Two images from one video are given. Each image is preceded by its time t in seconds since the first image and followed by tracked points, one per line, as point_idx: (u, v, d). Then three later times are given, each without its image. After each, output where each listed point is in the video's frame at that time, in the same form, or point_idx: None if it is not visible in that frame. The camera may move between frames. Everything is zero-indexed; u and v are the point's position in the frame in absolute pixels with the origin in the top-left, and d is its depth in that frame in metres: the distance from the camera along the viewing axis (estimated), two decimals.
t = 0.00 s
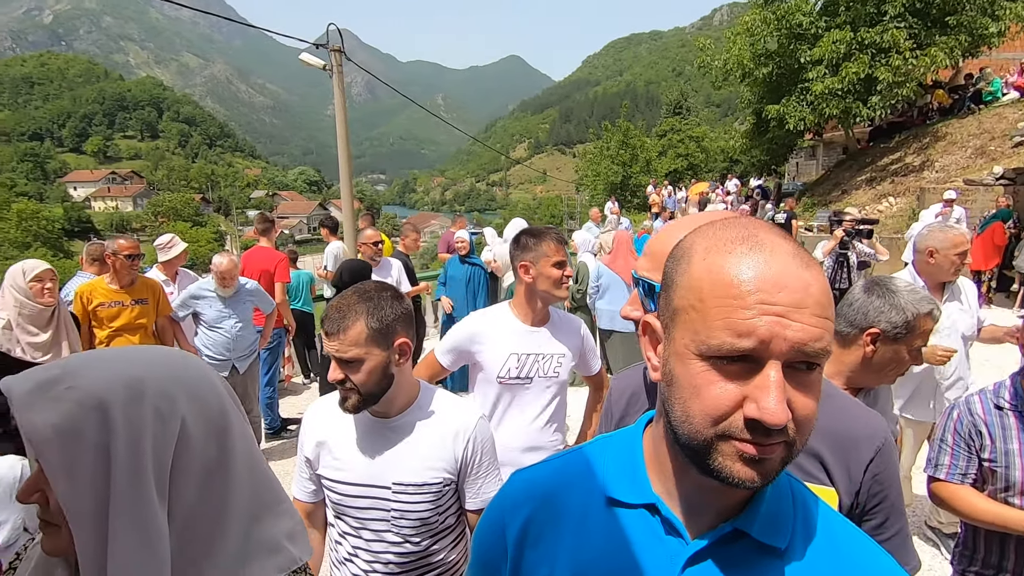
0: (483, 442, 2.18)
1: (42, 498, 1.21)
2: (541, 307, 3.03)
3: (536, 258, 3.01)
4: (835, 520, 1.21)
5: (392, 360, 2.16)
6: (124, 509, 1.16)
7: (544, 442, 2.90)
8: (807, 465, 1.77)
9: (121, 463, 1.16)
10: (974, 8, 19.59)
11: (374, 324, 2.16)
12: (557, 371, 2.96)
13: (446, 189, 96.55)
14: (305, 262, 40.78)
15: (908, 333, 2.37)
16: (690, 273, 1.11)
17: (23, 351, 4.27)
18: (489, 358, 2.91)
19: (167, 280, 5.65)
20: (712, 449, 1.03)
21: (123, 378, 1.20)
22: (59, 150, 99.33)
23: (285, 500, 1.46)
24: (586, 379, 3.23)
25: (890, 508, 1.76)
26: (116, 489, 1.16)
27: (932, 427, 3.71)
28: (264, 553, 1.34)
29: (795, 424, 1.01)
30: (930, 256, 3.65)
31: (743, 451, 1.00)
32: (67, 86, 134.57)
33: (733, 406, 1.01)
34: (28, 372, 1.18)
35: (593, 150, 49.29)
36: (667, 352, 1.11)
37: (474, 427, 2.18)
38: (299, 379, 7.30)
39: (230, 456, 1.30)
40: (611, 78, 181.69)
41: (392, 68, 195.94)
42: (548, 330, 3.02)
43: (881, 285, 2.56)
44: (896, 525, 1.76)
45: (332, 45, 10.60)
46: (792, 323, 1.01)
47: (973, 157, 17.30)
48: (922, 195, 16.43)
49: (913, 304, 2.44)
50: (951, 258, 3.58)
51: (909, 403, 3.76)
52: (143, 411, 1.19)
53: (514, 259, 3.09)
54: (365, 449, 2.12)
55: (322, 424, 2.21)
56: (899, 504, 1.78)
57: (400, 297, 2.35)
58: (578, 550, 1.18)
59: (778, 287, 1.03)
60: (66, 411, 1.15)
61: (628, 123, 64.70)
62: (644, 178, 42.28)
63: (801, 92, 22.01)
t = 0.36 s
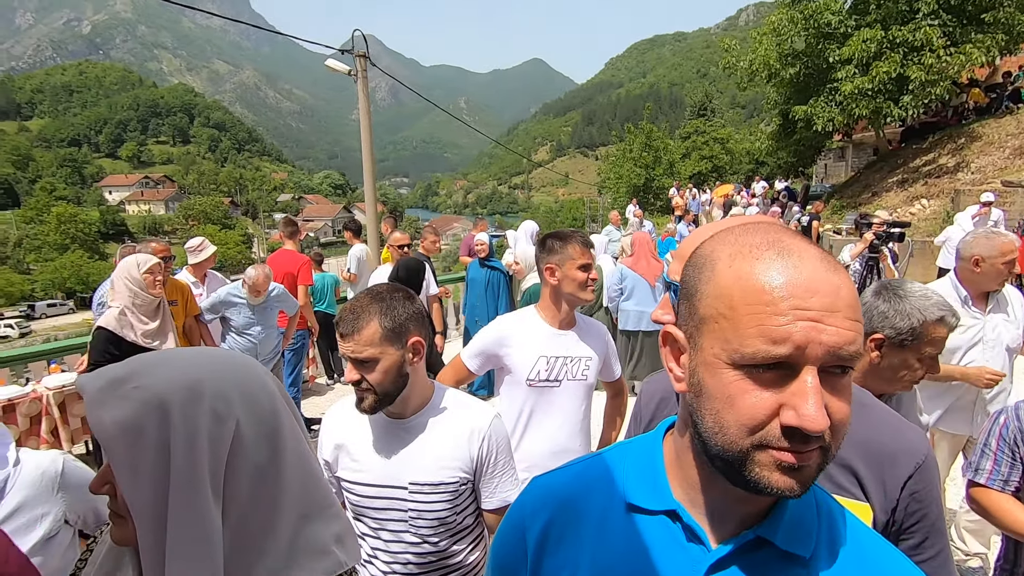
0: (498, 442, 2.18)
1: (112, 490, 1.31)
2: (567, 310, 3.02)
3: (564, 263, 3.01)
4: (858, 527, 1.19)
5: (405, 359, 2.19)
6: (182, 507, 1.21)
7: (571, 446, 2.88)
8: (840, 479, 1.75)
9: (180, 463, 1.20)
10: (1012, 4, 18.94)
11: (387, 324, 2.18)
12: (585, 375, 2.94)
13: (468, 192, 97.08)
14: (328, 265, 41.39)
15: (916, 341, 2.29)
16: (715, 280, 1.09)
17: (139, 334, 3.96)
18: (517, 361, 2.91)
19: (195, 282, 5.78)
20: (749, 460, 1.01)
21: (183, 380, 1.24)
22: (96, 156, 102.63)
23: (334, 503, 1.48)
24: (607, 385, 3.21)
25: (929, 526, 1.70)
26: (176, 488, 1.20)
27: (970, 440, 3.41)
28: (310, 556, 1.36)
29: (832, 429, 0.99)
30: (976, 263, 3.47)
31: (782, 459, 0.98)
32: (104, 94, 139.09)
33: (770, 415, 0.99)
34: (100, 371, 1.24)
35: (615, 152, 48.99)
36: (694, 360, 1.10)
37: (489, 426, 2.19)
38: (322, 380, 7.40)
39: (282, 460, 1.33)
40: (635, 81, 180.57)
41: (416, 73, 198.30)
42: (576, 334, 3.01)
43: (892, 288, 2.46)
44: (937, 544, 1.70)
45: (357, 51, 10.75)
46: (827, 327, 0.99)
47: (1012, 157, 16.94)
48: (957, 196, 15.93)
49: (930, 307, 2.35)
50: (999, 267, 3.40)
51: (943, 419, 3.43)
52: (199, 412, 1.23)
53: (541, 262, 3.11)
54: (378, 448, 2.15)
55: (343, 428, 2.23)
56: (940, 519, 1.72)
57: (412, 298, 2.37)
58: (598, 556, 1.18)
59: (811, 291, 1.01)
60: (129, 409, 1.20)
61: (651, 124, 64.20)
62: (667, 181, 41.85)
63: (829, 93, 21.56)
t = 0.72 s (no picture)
0: (509, 442, 2.19)
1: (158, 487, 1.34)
2: (584, 313, 3.02)
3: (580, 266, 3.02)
4: (862, 530, 1.18)
5: (422, 357, 2.21)
6: (226, 504, 1.24)
7: (588, 450, 2.88)
8: (854, 486, 1.72)
9: (221, 463, 1.24)
10: None
11: (406, 320, 2.22)
12: (602, 379, 2.94)
13: (486, 196, 97.36)
14: (347, 268, 41.78)
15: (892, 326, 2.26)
16: (715, 290, 1.08)
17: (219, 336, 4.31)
18: (534, 364, 2.92)
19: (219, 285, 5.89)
20: (759, 471, 1.00)
21: (220, 382, 1.27)
22: (123, 161, 105.23)
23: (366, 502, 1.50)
24: (624, 390, 3.19)
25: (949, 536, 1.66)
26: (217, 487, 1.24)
27: (1008, 457, 3.26)
28: (344, 554, 1.39)
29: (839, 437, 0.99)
30: None
31: (791, 469, 0.98)
32: (132, 100, 142.85)
33: (779, 425, 0.98)
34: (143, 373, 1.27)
35: (633, 155, 48.74)
36: (694, 371, 1.09)
37: (500, 428, 2.20)
38: (342, 381, 7.48)
39: (316, 459, 1.36)
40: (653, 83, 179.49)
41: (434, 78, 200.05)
42: (594, 337, 3.01)
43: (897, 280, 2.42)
44: (955, 555, 1.66)
45: (376, 56, 10.88)
46: (832, 335, 0.99)
47: None
48: (986, 199, 15.50)
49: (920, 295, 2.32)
50: None
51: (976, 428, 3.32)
52: (237, 414, 1.26)
53: (559, 264, 3.12)
54: (393, 447, 2.17)
55: (359, 429, 2.26)
56: (960, 529, 1.68)
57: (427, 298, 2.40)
58: (601, 558, 1.18)
59: (816, 298, 1.01)
60: (172, 411, 1.23)
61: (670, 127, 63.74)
62: (686, 184, 41.43)
63: (852, 94, 21.20)
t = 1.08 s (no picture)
0: (520, 446, 2.20)
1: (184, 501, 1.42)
2: (594, 319, 3.02)
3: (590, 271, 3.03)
4: (862, 534, 1.18)
5: (433, 360, 2.23)
6: (235, 513, 1.30)
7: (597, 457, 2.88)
8: (844, 483, 1.72)
9: (224, 478, 1.29)
10: None
11: (417, 324, 2.24)
12: (611, 386, 2.93)
13: (499, 200, 97.60)
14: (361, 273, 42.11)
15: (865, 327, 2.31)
16: (700, 299, 1.09)
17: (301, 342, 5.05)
18: (543, 370, 2.92)
19: (236, 287, 6.00)
20: (745, 478, 1.01)
21: (211, 402, 1.31)
22: (143, 167, 107.24)
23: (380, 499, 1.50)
24: (634, 396, 3.18)
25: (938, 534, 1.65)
26: (225, 501, 1.29)
27: None
28: (357, 553, 1.40)
29: (824, 446, 1.00)
30: None
31: (774, 476, 0.99)
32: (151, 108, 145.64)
33: (762, 434, 0.99)
34: (140, 406, 1.33)
35: (646, 159, 48.60)
36: (685, 378, 1.10)
37: (511, 431, 2.21)
38: (355, 384, 7.55)
39: (319, 464, 1.37)
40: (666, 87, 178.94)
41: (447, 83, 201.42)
42: (603, 344, 3.01)
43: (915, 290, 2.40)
44: (946, 554, 1.64)
45: (390, 62, 10.99)
46: (814, 345, 0.99)
47: None
48: (1007, 202, 15.22)
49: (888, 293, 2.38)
50: None
51: (1017, 435, 3.20)
52: (234, 431, 1.30)
53: (569, 271, 3.15)
54: (405, 449, 2.19)
55: (369, 432, 2.29)
56: (950, 527, 1.66)
57: (438, 302, 2.42)
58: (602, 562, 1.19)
59: (797, 307, 1.00)
60: (171, 438, 1.29)
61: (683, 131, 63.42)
62: (699, 188, 41.16)
63: (869, 96, 20.99)
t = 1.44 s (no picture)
0: (529, 450, 2.21)
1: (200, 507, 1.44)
2: (598, 325, 3.02)
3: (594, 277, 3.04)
4: (867, 538, 1.18)
5: (442, 365, 2.26)
6: (251, 520, 1.32)
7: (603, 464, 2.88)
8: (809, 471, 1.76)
9: (241, 483, 1.31)
10: None
11: (425, 331, 2.27)
12: (617, 393, 2.92)
13: (507, 205, 97.77)
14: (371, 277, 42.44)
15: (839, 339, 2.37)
16: (694, 316, 1.10)
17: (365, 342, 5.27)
18: (549, 377, 2.93)
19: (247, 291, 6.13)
20: (720, 492, 1.05)
21: (226, 409, 1.33)
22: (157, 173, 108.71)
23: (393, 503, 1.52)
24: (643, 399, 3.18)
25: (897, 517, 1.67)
26: (241, 505, 1.31)
27: None
28: (372, 555, 1.42)
29: (797, 471, 1.01)
30: None
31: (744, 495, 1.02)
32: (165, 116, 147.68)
33: (735, 455, 1.02)
34: (158, 414, 1.35)
35: (656, 164, 48.55)
36: (679, 391, 1.12)
37: (519, 435, 2.21)
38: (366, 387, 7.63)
39: (332, 468, 1.39)
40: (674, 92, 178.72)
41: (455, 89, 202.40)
42: (608, 351, 3.01)
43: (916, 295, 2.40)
44: (903, 538, 1.68)
45: (400, 69, 11.09)
46: (791, 382, 0.99)
47: None
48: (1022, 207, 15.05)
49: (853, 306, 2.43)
50: None
51: None
52: (249, 437, 1.32)
53: (573, 277, 3.16)
54: (415, 453, 2.22)
55: (378, 435, 2.31)
56: (909, 511, 1.69)
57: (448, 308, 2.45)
58: (609, 566, 1.21)
59: (779, 340, 1.00)
60: (188, 445, 1.32)
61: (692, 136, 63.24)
62: (709, 193, 40.98)
63: (880, 100, 20.85)
